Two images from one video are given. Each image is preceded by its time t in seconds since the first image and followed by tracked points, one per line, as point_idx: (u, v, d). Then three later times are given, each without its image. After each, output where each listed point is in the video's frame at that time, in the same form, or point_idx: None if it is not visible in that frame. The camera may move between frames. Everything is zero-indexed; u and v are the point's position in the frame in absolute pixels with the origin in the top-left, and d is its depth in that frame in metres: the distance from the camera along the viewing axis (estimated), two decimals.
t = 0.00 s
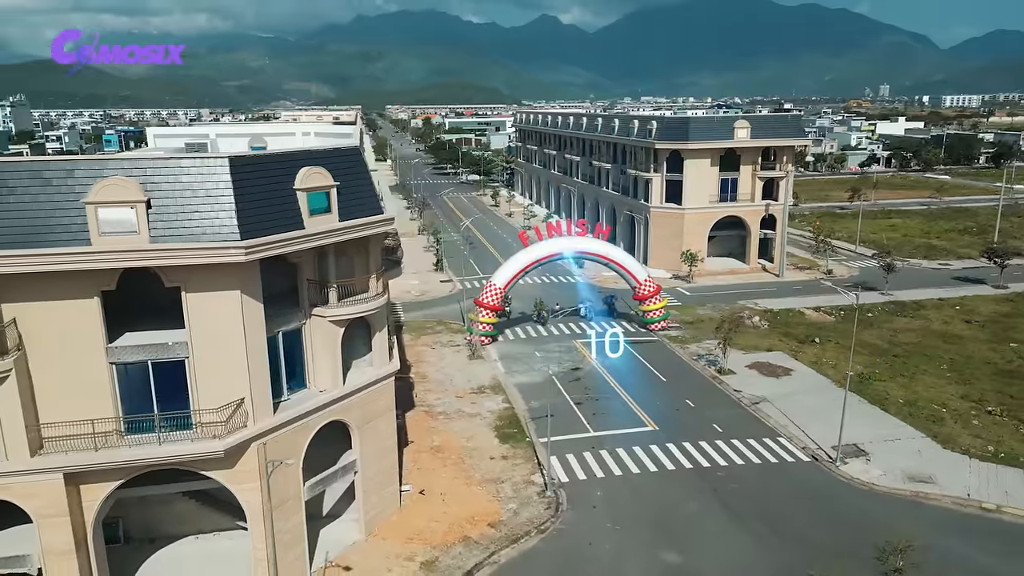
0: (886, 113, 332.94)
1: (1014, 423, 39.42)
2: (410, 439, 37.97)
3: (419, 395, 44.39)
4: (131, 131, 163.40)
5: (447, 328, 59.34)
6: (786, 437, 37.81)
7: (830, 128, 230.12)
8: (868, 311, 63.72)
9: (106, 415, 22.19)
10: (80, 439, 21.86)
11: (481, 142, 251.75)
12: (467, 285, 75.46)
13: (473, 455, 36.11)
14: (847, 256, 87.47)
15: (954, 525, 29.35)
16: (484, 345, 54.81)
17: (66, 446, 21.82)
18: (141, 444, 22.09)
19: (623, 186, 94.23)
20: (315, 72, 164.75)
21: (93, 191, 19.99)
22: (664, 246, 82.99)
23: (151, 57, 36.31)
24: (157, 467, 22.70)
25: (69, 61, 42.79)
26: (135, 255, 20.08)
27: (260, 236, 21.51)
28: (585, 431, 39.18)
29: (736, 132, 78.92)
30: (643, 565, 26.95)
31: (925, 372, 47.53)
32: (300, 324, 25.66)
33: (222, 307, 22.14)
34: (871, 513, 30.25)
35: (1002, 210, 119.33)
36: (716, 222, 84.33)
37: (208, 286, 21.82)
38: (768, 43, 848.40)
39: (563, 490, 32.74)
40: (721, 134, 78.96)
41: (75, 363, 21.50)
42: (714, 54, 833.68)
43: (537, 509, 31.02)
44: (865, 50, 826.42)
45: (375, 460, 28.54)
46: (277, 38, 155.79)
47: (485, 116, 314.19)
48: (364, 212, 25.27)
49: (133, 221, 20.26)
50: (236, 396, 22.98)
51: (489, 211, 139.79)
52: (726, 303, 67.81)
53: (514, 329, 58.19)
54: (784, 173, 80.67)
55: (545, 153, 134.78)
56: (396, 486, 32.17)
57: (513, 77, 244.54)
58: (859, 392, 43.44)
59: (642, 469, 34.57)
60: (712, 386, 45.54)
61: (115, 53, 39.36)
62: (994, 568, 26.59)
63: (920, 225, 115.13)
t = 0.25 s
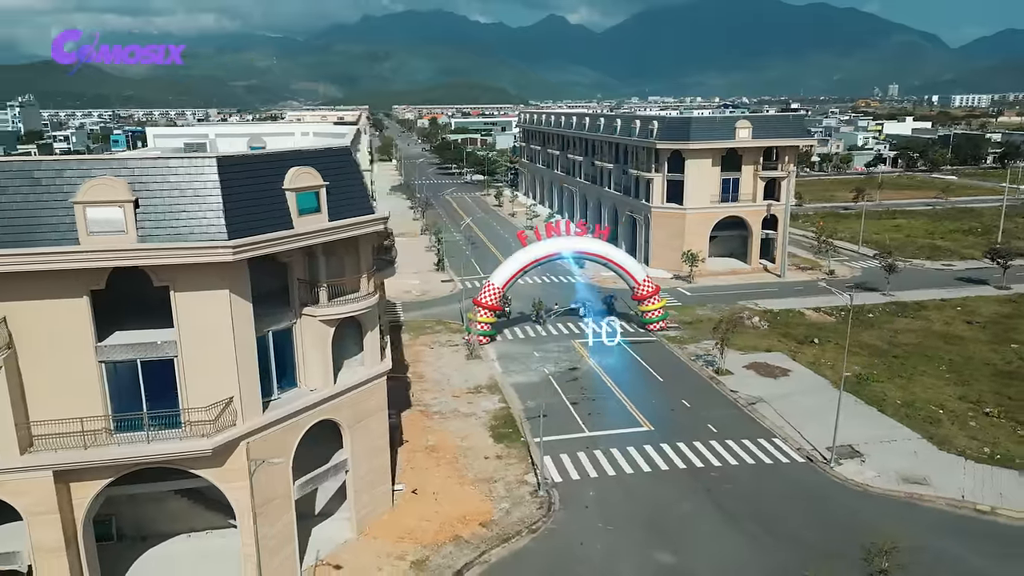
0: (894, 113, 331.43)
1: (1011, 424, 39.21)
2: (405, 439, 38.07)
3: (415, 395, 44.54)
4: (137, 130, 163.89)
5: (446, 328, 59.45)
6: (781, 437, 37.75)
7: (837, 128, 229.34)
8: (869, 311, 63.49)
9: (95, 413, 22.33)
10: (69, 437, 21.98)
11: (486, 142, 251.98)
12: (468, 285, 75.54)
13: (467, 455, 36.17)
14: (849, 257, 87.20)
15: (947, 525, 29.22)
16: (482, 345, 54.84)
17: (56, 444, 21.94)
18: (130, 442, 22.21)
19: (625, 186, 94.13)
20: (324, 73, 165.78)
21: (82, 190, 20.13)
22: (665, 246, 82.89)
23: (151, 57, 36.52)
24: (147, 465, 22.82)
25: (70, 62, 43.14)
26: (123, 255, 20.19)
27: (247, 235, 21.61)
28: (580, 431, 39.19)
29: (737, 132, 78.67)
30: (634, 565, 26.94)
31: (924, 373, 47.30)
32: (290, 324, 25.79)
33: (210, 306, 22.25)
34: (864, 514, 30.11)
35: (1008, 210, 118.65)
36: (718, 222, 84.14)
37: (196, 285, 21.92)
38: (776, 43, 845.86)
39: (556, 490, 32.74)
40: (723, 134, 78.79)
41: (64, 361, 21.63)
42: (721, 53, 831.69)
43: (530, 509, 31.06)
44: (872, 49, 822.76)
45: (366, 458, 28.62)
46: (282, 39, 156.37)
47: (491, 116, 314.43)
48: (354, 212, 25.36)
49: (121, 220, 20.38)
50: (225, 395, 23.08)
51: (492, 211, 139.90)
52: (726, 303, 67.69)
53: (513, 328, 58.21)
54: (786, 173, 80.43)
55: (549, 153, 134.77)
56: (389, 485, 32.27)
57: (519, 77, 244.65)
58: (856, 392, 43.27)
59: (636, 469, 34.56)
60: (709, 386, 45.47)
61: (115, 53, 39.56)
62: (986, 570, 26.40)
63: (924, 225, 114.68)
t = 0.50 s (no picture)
0: (901, 113, 329.79)
1: (1008, 426, 38.96)
2: (400, 438, 38.19)
3: (411, 394, 44.69)
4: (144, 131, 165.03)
5: (445, 328, 59.58)
6: (776, 438, 37.69)
7: (843, 128, 228.31)
8: (869, 312, 63.23)
9: (84, 411, 22.50)
10: (58, 435, 22.14)
11: (491, 142, 252.22)
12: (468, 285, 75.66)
13: (461, 454, 36.25)
14: (851, 257, 86.88)
15: (939, 527, 29.11)
16: (480, 345, 54.91)
17: (45, 442, 22.11)
18: (119, 440, 22.38)
19: (626, 186, 94.02)
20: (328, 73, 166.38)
21: (69, 190, 20.27)
22: (667, 246, 82.77)
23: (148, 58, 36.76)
24: (136, 463, 22.97)
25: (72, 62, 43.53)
26: (110, 254, 20.33)
27: (235, 235, 21.75)
28: (574, 431, 39.21)
29: (739, 132, 78.43)
30: (622, 565, 26.98)
31: (922, 374, 47.04)
32: (280, 323, 25.91)
33: (198, 305, 22.37)
34: (855, 515, 30.05)
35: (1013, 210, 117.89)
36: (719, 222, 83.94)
37: (184, 284, 22.06)
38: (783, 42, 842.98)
39: (548, 490, 32.79)
40: (724, 134, 78.59)
41: (52, 359, 21.81)
42: (728, 53, 829.49)
43: (521, 508, 31.12)
44: (880, 49, 818.95)
45: (357, 458, 28.73)
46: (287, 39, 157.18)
47: (497, 116, 314.37)
48: (344, 212, 25.47)
49: (108, 219, 20.50)
50: (214, 394, 23.22)
51: (496, 211, 139.98)
52: (726, 304, 67.57)
53: (511, 328, 58.28)
54: (788, 173, 80.15)
55: (552, 153, 134.77)
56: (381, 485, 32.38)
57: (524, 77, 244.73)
58: (853, 393, 43.11)
59: (628, 470, 34.59)
60: (705, 387, 45.42)
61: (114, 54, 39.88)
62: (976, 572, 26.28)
63: (928, 226, 114.11)
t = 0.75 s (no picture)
0: (909, 113, 327.90)
1: (1006, 427, 38.70)
2: (395, 438, 38.26)
3: (407, 394, 44.82)
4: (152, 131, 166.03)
5: (444, 328, 59.70)
6: (770, 439, 37.58)
7: (849, 128, 227.36)
8: (870, 313, 62.96)
9: (73, 410, 22.64)
10: (47, 433, 22.26)
11: (497, 142, 252.47)
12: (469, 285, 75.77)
13: (455, 454, 36.32)
14: (853, 258, 86.55)
15: (931, 529, 28.98)
16: (477, 345, 54.98)
17: (34, 440, 22.24)
18: (108, 438, 22.50)
19: (628, 186, 93.94)
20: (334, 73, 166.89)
21: (57, 190, 20.41)
22: (668, 247, 82.63)
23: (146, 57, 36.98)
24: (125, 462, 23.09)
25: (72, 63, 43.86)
26: (98, 253, 20.45)
27: (222, 235, 21.84)
28: (568, 431, 39.22)
29: (740, 132, 78.23)
30: (611, 565, 26.97)
31: (921, 375, 46.81)
32: (269, 323, 26.00)
33: (187, 304, 22.47)
34: (848, 516, 29.95)
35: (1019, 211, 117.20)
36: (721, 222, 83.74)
37: (172, 284, 22.17)
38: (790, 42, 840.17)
39: (541, 490, 32.79)
40: (725, 134, 78.41)
41: (41, 358, 21.96)
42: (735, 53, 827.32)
43: (513, 508, 31.14)
44: (888, 49, 814.96)
45: (347, 457, 28.82)
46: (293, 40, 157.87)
47: (503, 116, 314.38)
48: (334, 212, 25.60)
49: (96, 219, 20.62)
50: (202, 393, 23.32)
51: (500, 211, 140.00)
52: (726, 304, 67.44)
53: (509, 329, 58.32)
54: (790, 173, 79.87)
55: (556, 154, 134.76)
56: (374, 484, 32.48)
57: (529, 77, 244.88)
58: (850, 394, 42.93)
59: (621, 470, 34.58)
60: (702, 387, 45.35)
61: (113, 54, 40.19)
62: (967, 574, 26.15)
63: (933, 226, 113.58)
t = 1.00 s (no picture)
0: (919, 113, 325.90)
1: (1003, 429, 38.46)
2: (389, 437, 38.37)
3: (404, 393, 44.94)
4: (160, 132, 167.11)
5: (443, 327, 59.82)
6: (765, 440, 37.46)
7: (857, 128, 226.27)
8: (871, 314, 62.67)
9: (62, 408, 22.80)
10: (36, 431, 22.42)
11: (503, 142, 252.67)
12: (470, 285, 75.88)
13: (449, 453, 36.40)
14: (857, 258, 86.14)
15: (924, 530, 28.85)
16: (476, 344, 55.04)
17: (23, 438, 22.40)
18: (97, 436, 22.65)
19: (630, 187, 93.82)
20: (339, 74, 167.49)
21: (46, 190, 20.57)
22: (669, 247, 82.49)
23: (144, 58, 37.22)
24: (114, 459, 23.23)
25: (72, 63, 44.17)
26: (85, 252, 20.59)
27: (210, 234, 21.96)
28: (563, 431, 39.23)
29: (742, 132, 78.00)
30: (600, 565, 26.96)
31: (919, 377, 46.57)
32: (260, 321, 26.12)
33: (176, 303, 22.62)
34: (840, 517, 29.82)
35: None
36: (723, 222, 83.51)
37: (161, 282, 22.30)
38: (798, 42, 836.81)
39: (533, 490, 32.82)
40: (727, 134, 78.21)
41: (31, 356, 22.14)
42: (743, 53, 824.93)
43: (504, 508, 31.17)
44: (897, 48, 810.61)
45: (338, 456, 28.91)
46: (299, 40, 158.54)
47: (510, 116, 314.36)
48: (324, 212, 25.70)
49: (84, 218, 20.79)
50: (191, 391, 23.45)
51: (503, 211, 140.00)
52: (726, 304, 67.27)
53: (508, 328, 58.35)
54: (792, 173, 79.56)
55: (560, 154, 134.71)
56: (367, 483, 32.59)
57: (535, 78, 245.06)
58: (848, 395, 42.75)
59: (614, 470, 34.57)
60: (699, 388, 45.27)
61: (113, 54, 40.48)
62: None
63: (938, 227, 112.95)
